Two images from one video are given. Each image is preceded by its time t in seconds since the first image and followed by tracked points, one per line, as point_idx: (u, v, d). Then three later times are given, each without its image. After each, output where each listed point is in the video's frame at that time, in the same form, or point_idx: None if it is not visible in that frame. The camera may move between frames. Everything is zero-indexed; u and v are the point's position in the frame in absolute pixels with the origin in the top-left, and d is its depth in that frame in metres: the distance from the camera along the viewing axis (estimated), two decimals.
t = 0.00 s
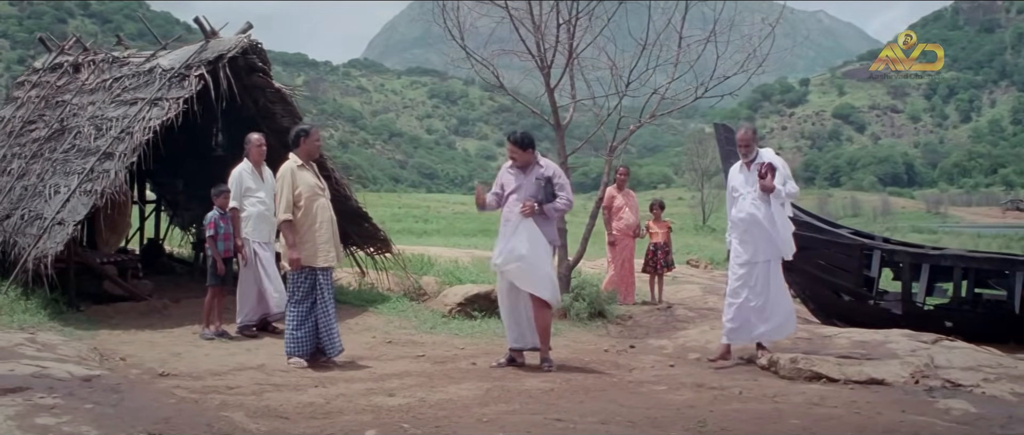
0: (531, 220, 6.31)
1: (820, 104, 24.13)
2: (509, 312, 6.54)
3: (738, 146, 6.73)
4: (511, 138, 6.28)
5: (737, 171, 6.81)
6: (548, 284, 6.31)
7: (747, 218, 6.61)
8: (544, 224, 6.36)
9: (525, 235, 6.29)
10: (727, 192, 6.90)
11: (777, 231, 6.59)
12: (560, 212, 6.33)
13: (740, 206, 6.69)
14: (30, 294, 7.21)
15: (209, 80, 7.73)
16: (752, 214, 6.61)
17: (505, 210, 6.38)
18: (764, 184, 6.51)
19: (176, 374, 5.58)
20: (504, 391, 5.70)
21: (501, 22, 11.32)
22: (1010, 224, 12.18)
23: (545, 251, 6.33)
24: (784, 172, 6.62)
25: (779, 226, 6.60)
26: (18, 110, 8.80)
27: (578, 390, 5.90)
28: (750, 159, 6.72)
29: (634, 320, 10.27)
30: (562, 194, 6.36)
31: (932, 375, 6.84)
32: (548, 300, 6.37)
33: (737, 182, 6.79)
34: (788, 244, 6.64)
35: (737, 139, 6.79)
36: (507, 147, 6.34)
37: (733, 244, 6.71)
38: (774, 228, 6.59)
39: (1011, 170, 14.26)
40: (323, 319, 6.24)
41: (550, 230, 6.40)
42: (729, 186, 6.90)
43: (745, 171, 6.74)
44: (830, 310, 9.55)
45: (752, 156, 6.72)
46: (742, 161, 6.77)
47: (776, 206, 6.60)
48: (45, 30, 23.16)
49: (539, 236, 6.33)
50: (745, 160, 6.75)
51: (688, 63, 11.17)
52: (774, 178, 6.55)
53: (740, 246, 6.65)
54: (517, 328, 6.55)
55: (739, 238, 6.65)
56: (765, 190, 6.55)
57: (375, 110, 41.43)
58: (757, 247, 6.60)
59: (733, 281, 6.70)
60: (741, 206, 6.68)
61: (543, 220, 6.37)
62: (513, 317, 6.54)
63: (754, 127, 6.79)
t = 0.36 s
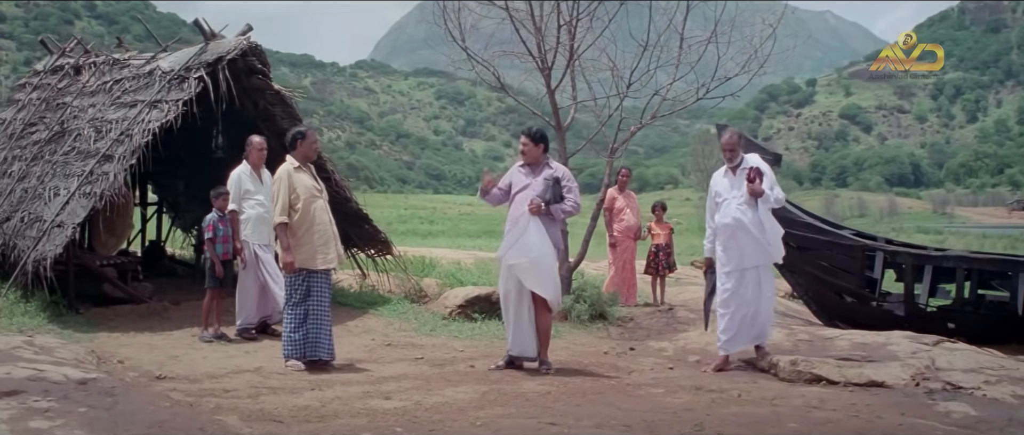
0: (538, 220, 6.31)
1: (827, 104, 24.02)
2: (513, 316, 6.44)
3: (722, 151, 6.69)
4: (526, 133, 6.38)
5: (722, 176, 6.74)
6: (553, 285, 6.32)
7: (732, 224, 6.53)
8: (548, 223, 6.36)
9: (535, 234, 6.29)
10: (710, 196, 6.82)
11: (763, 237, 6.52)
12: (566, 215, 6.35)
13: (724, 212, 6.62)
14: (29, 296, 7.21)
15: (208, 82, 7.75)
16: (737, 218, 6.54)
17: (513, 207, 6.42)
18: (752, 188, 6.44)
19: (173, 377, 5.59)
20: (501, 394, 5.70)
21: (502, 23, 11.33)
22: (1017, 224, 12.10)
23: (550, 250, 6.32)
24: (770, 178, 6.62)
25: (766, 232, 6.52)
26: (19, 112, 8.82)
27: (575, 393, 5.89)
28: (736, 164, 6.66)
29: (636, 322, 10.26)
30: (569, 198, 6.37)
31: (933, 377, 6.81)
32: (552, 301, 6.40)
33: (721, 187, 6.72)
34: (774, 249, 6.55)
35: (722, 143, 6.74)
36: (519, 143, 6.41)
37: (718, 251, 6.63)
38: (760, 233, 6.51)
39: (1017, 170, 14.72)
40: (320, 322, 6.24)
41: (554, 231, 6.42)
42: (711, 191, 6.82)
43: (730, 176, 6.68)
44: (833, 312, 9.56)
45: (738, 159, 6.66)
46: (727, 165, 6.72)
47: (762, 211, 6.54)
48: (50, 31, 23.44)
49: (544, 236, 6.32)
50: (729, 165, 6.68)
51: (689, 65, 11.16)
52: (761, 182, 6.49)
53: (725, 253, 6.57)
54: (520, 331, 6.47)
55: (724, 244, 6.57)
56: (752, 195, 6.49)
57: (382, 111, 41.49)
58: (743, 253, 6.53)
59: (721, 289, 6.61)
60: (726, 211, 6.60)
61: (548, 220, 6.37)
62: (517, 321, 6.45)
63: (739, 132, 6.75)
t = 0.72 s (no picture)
0: (544, 222, 6.28)
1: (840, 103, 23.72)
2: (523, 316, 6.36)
3: (710, 152, 6.53)
4: (539, 133, 6.33)
5: (711, 178, 6.60)
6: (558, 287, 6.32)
7: (721, 227, 6.43)
8: (556, 225, 6.33)
9: (541, 236, 6.26)
10: (699, 197, 6.69)
11: (752, 240, 6.40)
12: (574, 217, 6.30)
13: (713, 215, 6.51)
14: (34, 297, 7.20)
15: (213, 83, 7.74)
16: (726, 222, 6.43)
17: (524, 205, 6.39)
18: (741, 191, 6.33)
19: (176, 380, 5.58)
20: (505, 397, 5.66)
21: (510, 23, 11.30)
22: None
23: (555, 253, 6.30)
24: (759, 180, 6.49)
25: (754, 235, 6.39)
26: (25, 113, 8.82)
27: (579, 396, 5.85)
28: (726, 165, 6.50)
29: (644, 323, 10.20)
30: (578, 199, 6.31)
31: (941, 379, 6.74)
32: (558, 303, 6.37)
33: (711, 189, 6.58)
34: (761, 253, 6.44)
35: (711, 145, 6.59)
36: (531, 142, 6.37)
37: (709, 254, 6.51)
38: (749, 236, 6.40)
39: None
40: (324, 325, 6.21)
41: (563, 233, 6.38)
42: (700, 191, 6.69)
43: (719, 178, 6.53)
44: (841, 312, 9.48)
45: (728, 161, 6.50)
46: (716, 167, 6.56)
47: (751, 214, 6.40)
48: (60, 31, 23.72)
49: (551, 239, 6.29)
50: (719, 167, 6.53)
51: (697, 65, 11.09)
52: (750, 185, 6.36)
53: (716, 256, 6.46)
54: (529, 332, 6.40)
55: (716, 247, 6.46)
56: (741, 197, 6.37)
57: (395, 110, 41.48)
58: (732, 256, 6.41)
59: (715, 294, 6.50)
60: (715, 214, 6.50)
61: (556, 222, 6.33)
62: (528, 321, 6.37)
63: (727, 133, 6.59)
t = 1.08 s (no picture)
0: (556, 225, 6.21)
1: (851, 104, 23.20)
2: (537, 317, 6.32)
3: (710, 156, 6.43)
4: (549, 134, 6.27)
5: (711, 182, 6.45)
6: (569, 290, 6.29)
7: (720, 234, 6.29)
8: (566, 227, 6.26)
9: (552, 239, 6.19)
10: (699, 203, 6.55)
11: (750, 248, 6.23)
12: (586, 219, 6.24)
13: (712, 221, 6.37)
14: (40, 301, 7.18)
15: (220, 86, 7.72)
16: (724, 229, 6.29)
17: (534, 208, 6.33)
18: (739, 197, 6.18)
19: (180, 384, 5.55)
20: (510, 402, 5.61)
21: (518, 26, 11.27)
22: None
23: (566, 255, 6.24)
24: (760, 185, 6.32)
25: (752, 243, 6.24)
26: (32, 115, 8.82)
27: (585, 401, 5.79)
28: (725, 170, 6.37)
29: (653, 326, 10.12)
30: (589, 201, 6.27)
31: (949, 384, 6.67)
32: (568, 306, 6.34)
33: (711, 194, 6.44)
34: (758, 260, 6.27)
35: (710, 150, 6.47)
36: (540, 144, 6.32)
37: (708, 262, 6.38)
38: (746, 245, 6.24)
39: None
40: (331, 328, 6.19)
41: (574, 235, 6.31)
42: (700, 198, 6.55)
43: (719, 183, 6.39)
44: (851, 314, 9.39)
45: (728, 166, 6.37)
46: (716, 172, 6.43)
47: (750, 221, 6.24)
48: (73, 32, 23.90)
49: (561, 241, 6.23)
50: (719, 171, 6.40)
51: (706, 67, 11.03)
52: (749, 191, 6.22)
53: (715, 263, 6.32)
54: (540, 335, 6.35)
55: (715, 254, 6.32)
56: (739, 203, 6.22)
57: (409, 111, 41.45)
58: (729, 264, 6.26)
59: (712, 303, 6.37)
60: (714, 220, 6.37)
61: (567, 224, 6.26)
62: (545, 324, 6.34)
63: (728, 137, 6.48)
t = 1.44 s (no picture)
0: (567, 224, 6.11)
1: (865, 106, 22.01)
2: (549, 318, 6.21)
3: (708, 153, 6.34)
4: (549, 135, 6.18)
5: (710, 179, 6.38)
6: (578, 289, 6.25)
7: (717, 233, 6.22)
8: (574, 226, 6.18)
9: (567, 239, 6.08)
10: (699, 201, 6.47)
11: (751, 247, 6.18)
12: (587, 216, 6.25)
13: (710, 220, 6.30)
14: (40, 302, 7.17)
15: (221, 86, 7.69)
16: (723, 228, 6.21)
17: (536, 210, 6.21)
18: (738, 194, 6.12)
19: (178, 386, 5.53)
20: (510, 405, 5.56)
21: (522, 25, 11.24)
22: None
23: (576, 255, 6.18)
24: (760, 182, 6.24)
25: (753, 242, 6.18)
26: (34, 116, 8.80)
27: (585, 404, 5.74)
28: (724, 167, 6.30)
29: (657, 327, 10.05)
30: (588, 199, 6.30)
31: (954, 386, 6.59)
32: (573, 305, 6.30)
33: (709, 191, 6.37)
34: (760, 260, 6.22)
35: (710, 145, 6.38)
36: (540, 144, 6.21)
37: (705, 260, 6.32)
38: (746, 244, 6.18)
39: None
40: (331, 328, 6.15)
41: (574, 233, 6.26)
42: (699, 196, 6.49)
43: (717, 180, 6.33)
44: (858, 315, 9.33)
45: (727, 161, 6.30)
46: (715, 168, 6.36)
47: (750, 219, 6.18)
48: (81, 31, 24.01)
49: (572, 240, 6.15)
50: (718, 168, 6.33)
51: (710, 66, 10.96)
52: (749, 188, 6.16)
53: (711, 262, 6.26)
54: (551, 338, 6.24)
55: (712, 253, 6.26)
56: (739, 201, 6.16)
57: (418, 110, 41.34)
58: (728, 264, 6.20)
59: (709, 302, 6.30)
60: (712, 219, 6.28)
61: (572, 223, 6.20)
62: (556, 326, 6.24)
63: (727, 132, 6.37)
